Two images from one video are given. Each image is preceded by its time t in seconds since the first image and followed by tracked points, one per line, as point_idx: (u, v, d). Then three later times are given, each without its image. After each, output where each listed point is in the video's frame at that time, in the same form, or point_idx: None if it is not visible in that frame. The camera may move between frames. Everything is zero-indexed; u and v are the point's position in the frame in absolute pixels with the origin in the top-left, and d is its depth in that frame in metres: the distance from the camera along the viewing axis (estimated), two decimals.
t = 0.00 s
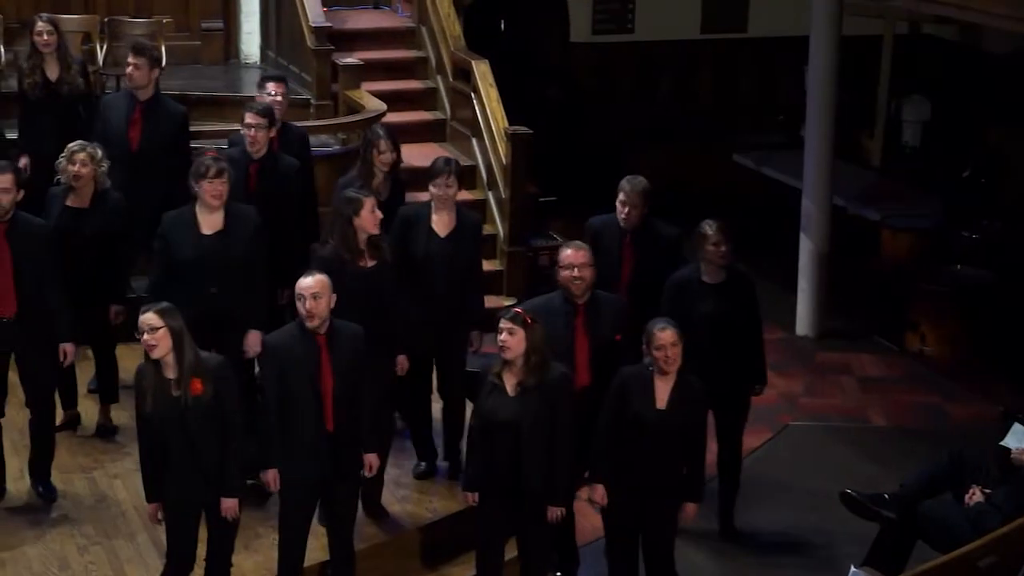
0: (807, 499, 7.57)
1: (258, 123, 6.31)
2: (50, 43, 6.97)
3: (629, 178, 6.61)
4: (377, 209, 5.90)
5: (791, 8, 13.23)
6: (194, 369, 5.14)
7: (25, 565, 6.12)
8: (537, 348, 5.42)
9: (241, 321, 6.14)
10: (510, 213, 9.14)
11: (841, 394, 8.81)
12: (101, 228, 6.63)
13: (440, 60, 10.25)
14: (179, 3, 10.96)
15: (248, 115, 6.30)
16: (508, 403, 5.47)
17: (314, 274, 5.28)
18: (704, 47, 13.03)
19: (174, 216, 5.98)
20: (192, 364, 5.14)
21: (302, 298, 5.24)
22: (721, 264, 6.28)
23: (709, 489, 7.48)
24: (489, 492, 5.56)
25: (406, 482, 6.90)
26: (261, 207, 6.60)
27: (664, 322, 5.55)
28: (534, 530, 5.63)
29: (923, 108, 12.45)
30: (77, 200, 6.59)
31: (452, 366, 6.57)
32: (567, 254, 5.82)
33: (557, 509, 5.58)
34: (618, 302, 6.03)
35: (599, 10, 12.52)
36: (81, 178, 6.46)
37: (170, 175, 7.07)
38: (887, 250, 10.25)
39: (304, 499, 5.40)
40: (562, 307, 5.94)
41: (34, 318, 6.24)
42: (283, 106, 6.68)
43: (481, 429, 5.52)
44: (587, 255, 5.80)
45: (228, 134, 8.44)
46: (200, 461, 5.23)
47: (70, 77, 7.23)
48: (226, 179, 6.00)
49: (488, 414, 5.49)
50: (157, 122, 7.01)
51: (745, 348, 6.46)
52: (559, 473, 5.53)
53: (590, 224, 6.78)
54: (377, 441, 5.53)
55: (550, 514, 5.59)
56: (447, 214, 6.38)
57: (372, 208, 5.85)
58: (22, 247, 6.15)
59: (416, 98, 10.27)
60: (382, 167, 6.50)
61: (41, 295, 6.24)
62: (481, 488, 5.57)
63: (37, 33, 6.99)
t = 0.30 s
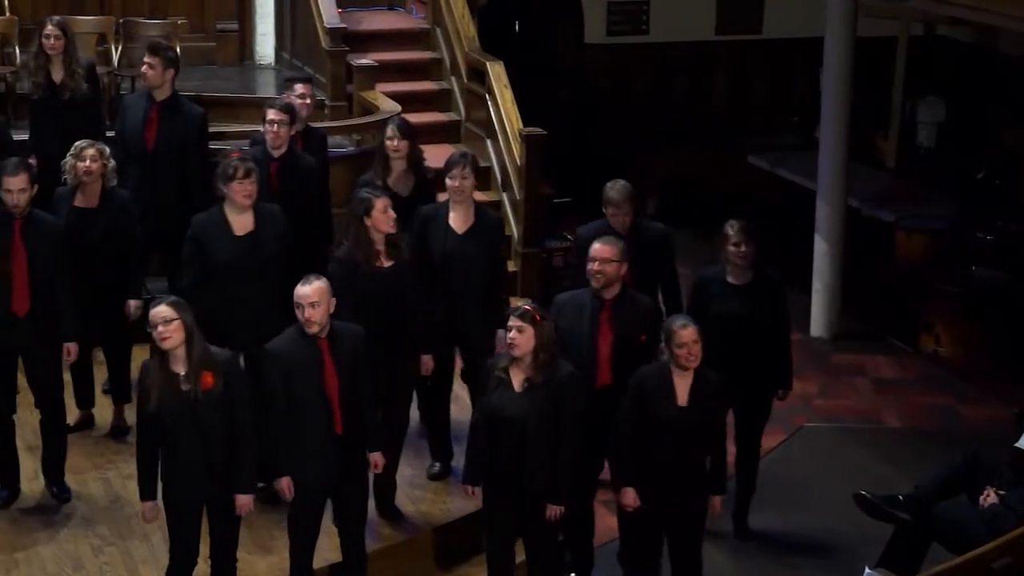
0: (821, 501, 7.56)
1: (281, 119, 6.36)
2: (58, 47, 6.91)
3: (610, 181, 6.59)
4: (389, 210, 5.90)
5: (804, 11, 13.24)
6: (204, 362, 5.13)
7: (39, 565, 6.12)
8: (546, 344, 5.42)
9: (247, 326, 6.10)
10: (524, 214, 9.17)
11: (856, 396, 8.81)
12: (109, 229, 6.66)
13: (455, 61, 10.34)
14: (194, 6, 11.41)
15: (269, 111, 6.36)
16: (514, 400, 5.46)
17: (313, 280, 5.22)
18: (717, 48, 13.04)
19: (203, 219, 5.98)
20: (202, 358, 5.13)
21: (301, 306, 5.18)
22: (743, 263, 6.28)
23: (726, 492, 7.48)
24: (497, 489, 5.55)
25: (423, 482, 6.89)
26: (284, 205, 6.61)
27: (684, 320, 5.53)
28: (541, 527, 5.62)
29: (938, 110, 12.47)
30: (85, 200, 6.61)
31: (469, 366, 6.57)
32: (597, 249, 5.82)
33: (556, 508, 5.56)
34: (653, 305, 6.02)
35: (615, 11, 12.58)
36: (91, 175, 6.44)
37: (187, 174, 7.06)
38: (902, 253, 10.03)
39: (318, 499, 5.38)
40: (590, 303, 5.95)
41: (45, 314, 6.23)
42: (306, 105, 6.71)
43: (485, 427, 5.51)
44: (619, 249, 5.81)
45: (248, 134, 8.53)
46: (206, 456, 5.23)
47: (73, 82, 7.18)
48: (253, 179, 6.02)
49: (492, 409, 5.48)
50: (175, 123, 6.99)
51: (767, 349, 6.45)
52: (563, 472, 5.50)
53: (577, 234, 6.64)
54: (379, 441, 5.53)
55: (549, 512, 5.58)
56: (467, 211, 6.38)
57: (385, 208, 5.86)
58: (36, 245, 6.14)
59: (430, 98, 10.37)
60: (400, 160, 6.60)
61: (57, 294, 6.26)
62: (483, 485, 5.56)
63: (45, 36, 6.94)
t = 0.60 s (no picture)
0: (833, 503, 7.56)
1: (293, 120, 6.35)
2: (65, 45, 6.97)
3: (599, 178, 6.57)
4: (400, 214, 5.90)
5: (817, 12, 13.23)
6: (218, 366, 5.13)
7: (51, 567, 6.12)
8: (552, 348, 5.42)
9: (261, 334, 6.09)
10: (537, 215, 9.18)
11: (868, 397, 8.81)
12: (117, 233, 6.67)
13: (467, 61, 10.40)
14: (208, 7, 11.47)
15: (283, 112, 6.35)
16: (521, 401, 5.45)
17: (318, 281, 5.21)
18: (730, 49, 13.05)
19: (230, 220, 5.98)
20: (216, 362, 5.14)
21: (306, 307, 5.17)
22: (756, 266, 6.30)
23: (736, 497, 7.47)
24: (504, 492, 5.53)
25: (436, 484, 6.88)
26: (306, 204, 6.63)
27: (697, 320, 5.54)
28: (545, 530, 5.61)
29: (950, 111, 12.46)
30: (92, 204, 6.62)
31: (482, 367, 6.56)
32: (627, 250, 5.83)
33: (560, 509, 5.53)
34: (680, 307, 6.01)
35: (627, 13, 12.65)
36: (98, 179, 6.42)
37: (199, 174, 7.07)
38: (914, 253, 10.10)
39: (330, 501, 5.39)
40: (616, 302, 5.95)
41: (55, 318, 6.21)
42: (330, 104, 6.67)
43: (488, 428, 5.52)
44: (648, 253, 5.82)
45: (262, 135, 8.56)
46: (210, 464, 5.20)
47: (79, 85, 7.15)
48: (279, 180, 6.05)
49: (498, 409, 5.47)
50: (182, 122, 6.96)
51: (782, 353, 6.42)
52: (566, 474, 5.50)
53: (576, 238, 6.66)
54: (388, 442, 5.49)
55: (552, 514, 5.55)
56: (484, 212, 6.37)
57: (394, 212, 5.86)
58: (47, 249, 6.15)
59: (442, 100, 10.39)
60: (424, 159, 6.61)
61: (69, 301, 6.23)
62: (489, 487, 5.55)
63: (54, 36, 7.01)
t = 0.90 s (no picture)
0: (844, 505, 7.55)
1: (301, 125, 6.35)
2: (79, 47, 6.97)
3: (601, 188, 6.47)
4: (407, 216, 5.89)
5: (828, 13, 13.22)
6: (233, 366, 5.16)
7: (62, 568, 6.13)
8: (564, 351, 5.42)
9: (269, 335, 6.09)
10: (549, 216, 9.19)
11: (879, 399, 8.80)
12: (127, 234, 6.67)
13: (478, 63, 10.42)
14: (220, 10, 11.49)
15: (290, 117, 6.34)
16: (533, 405, 5.44)
17: (336, 280, 5.21)
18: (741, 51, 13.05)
19: (243, 221, 6.02)
20: (231, 362, 5.17)
21: (324, 304, 5.17)
22: (765, 267, 6.30)
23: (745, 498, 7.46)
24: (517, 496, 5.54)
25: (448, 486, 6.88)
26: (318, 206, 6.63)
27: (706, 325, 5.56)
28: (555, 528, 5.63)
29: (962, 114, 12.41)
30: (105, 210, 6.61)
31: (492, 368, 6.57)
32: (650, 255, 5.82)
33: (573, 505, 5.55)
34: (699, 309, 6.00)
35: (638, 14, 12.67)
36: (108, 187, 6.45)
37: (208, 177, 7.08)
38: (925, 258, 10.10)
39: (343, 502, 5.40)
40: (640, 302, 5.97)
41: (68, 319, 6.22)
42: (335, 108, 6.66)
43: (501, 432, 5.50)
44: (670, 257, 5.80)
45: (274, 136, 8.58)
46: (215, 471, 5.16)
47: (91, 86, 7.16)
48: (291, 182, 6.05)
49: (508, 416, 5.46)
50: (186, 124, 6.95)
51: (795, 355, 6.42)
52: (583, 474, 5.52)
53: (578, 246, 6.63)
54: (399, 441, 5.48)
55: (566, 510, 5.56)
56: (501, 215, 6.41)
57: (400, 215, 5.86)
58: (60, 253, 6.14)
59: (453, 102, 10.41)
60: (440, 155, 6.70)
61: (85, 310, 6.23)
62: (500, 488, 5.55)
63: (66, 37, 6.99)
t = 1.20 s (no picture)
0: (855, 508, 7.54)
1: (305, 125, 6.36)
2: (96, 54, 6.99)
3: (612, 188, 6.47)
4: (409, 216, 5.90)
5: (841, 17, 13.15)
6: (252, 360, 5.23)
7: (73, 569, 6.13)
8: (579, 352, 5.45)
9: (270, 328, 6.14)
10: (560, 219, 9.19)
11: (890, 402, 8.79)
12: (138, 233, 6.65)
13: (489, 65, 10.41)
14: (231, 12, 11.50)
15: (294, 117, 6.36)
16: (552, 408, 5.43)
17: (367, 283, 5.27)
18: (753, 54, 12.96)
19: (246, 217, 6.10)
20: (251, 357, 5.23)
21: (354, 308, 5.23)
22: (768, 266, 6.32)
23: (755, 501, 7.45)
24: (534, 497, 5.54)
25: (458, 488, 6.88)
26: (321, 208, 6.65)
27: (713, 324, 5.58)
28: (579, 531, 5.62)
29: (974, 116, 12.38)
30: (117, 208, 6.61)
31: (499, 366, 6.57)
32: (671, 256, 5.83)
33: (599, 504, 5.55)
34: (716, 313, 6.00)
35: (649, 18, 12.55)
36: (119, 188, 6.46)
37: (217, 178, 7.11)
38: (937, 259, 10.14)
39: (357, 503, 5.39)
40: (657, 298, 5.99)
41: (85, 317, 6.23)
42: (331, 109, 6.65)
43: (524, 434, 5.48)
44: (691, 258, 5.81)
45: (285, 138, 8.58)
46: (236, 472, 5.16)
47: (111, 87, 7.22)
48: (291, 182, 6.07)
49: (526, 419, 5.45)
50: (192, 124, 7.00)
51: (798, 353, 6.41)
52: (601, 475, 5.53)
53: (589, 245, 6.64)
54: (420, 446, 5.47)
55: (591, 509, 5.56)
56: (518, 213, 6.47)
57: (400, 215, 5.87)
58: (77, 251, 6.18)
59: (464, 104, 10.41)
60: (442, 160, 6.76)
61: (106, 314, 6.25)
62: (522, 495, 5.55)
63: (84, 43, 7.01)
